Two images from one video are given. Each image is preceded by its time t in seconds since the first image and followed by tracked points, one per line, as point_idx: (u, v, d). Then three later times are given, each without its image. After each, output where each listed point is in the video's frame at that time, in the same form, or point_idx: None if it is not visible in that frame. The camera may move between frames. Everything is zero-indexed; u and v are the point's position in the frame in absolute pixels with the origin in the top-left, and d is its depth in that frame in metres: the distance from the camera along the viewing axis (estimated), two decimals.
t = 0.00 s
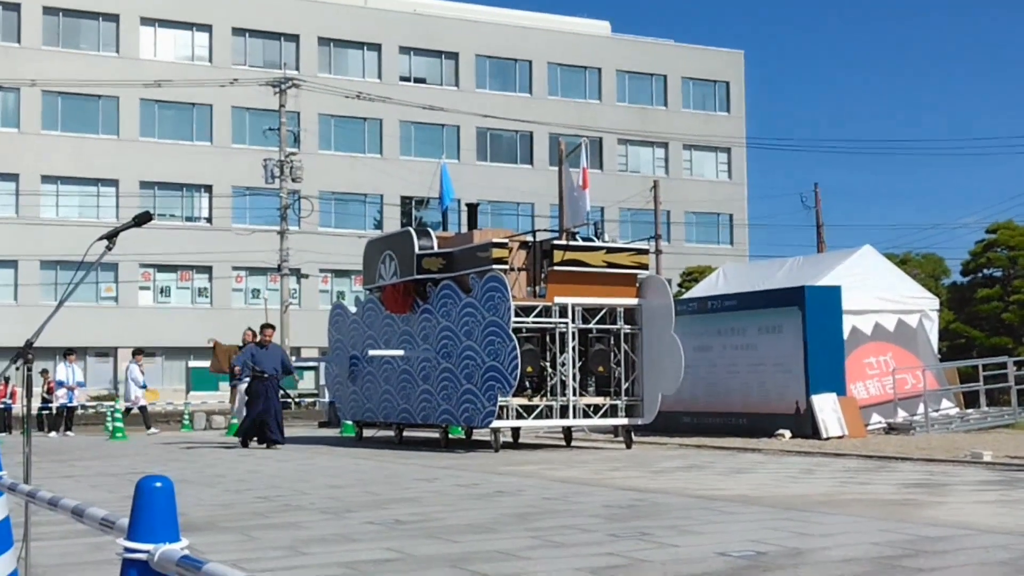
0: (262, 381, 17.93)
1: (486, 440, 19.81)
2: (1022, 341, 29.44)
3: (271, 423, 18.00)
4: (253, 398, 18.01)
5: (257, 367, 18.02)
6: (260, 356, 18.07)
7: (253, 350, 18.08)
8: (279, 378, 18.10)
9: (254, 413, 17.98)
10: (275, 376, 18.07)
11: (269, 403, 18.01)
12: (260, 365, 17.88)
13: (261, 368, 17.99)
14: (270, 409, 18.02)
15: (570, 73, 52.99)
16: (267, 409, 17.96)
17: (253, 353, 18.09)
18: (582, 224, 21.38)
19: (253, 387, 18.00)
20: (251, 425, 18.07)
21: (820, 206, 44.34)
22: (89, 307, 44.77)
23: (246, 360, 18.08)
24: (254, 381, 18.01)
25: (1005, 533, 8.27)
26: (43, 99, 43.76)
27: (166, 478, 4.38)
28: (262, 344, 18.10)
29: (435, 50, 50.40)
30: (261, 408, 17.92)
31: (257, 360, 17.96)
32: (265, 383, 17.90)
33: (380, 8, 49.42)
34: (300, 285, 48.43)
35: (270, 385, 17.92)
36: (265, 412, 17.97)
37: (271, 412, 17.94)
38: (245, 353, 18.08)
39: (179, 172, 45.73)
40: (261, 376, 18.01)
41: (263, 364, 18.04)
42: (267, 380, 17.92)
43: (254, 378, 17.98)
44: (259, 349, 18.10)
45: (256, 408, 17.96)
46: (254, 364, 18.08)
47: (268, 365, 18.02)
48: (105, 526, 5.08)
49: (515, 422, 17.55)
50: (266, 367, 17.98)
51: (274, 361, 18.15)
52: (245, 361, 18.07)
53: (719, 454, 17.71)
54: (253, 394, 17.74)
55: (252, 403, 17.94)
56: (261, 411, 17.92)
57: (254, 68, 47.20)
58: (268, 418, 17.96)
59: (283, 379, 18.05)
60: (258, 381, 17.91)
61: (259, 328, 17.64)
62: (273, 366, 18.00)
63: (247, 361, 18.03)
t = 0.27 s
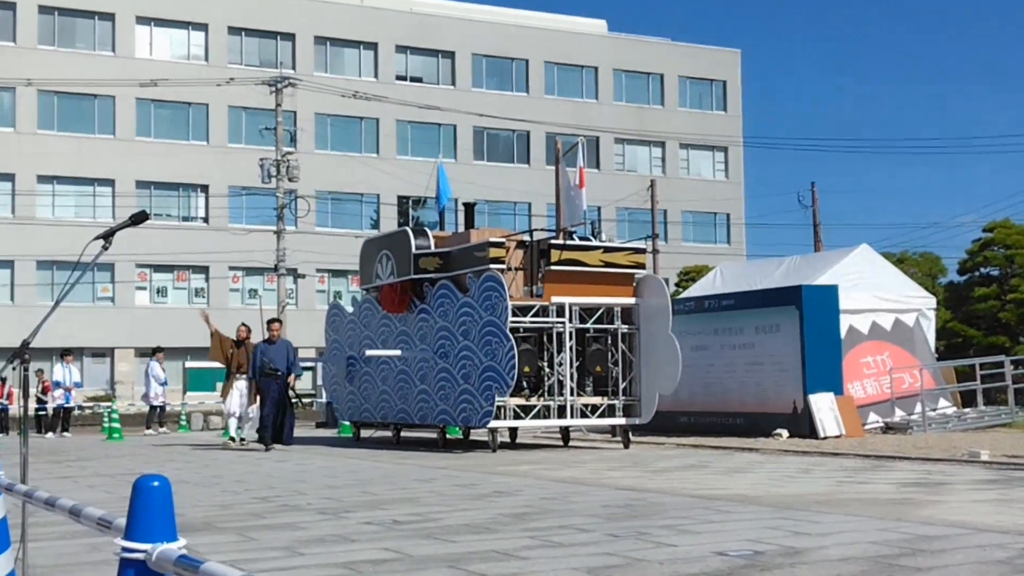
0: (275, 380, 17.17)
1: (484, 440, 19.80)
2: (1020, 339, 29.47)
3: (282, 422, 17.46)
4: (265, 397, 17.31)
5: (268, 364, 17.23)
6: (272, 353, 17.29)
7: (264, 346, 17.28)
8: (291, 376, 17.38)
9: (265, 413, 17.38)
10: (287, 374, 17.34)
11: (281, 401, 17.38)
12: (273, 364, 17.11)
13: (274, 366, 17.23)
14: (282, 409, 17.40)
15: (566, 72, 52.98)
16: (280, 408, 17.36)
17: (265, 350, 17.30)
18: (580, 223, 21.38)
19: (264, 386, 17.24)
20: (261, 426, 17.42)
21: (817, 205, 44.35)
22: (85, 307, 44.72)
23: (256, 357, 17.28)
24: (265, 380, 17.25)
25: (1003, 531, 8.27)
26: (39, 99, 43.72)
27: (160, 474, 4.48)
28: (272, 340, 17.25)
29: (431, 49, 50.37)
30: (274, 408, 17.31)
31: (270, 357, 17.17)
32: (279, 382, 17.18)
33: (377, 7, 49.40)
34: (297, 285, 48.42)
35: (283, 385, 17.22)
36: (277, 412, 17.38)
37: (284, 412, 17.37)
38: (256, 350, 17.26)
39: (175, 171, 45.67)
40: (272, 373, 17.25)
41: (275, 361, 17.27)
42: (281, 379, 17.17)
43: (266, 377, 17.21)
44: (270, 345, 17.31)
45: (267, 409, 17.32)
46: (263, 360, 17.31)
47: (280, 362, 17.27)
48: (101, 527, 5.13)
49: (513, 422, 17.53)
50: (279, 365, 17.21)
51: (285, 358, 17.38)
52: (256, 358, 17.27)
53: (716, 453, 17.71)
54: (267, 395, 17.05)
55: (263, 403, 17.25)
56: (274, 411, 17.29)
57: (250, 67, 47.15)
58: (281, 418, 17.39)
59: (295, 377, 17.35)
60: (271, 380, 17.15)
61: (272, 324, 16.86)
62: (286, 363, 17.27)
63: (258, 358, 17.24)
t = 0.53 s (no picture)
0: (280, 375, 17.11)
1: (478, 435, 19.91)
2: (1010, 336, 29.66)
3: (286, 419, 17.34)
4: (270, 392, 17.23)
5: (274, 359, 17.16)
6: (279, 347, 17.21)
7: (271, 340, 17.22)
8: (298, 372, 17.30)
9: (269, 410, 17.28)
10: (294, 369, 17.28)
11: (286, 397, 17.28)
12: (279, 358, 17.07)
13: (280, 360, 17.17)
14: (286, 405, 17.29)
15: (561, 70, 53.11)
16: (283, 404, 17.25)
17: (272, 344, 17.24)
18: (574, 221, 21.50)
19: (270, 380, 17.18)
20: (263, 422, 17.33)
21: (809, 202, 44.58)
22: (81, 303, 44.80)
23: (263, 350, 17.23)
24: (271, 373, 17.21)
25: (991, 527, 8.40)
26: (34, 95, 43.76)
27: (156, 471, 4.63)
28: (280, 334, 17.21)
29: (425, 46, 50.45)
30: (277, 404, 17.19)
31: (276, 352, 17.10)
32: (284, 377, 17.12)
33: (371, 4, 49.46)
34: (292, 281, 48.52)
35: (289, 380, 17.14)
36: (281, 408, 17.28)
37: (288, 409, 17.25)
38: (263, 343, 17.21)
39: (170, 168, 45.73)
40: (279, 368, 17.18)
41: (282, 355, 17.21)
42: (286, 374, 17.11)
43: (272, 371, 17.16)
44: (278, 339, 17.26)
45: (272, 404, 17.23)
46: (269, 356, 17.23)
47: (287, 357, 17.20)
48: (100, 522, 5.27)
49: (506, 417, 17.63)
50: (285, 359, 17.15)
51: (292, 354, 17.31)
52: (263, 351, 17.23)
53: (709, 448, 17.84)
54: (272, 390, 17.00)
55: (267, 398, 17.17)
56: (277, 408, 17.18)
57: (245, 64, 47.20)
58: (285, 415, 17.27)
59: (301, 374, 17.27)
60: (276, 374, 17.10)
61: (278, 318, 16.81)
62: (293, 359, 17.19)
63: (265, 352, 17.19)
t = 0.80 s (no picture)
0: (286, 371, 16.75)
1: (469, 430, 19.82)
2: (1002, 331, 29.65)
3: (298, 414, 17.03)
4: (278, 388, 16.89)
5: (280, 355, 16.78)
6: (284, 342, 16.81)
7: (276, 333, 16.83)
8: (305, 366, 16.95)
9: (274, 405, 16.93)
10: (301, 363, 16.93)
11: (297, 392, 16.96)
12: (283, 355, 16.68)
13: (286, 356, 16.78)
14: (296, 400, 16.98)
15: (552, 63, 53.00)
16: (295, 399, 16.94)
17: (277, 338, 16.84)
18: (566, 214, 21.36)
19: (275, 376, 16.84)
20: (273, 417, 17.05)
21: (801, 197, 44.54)
22: (70, 296, 44.59)
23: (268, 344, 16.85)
24: (278, 369, 16.85)
25: (984, 523, 8.32)
26: (23, 87, 43.54)
27: (144, 465, 4.55)
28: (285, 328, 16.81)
29: (417, 39, 50.28)
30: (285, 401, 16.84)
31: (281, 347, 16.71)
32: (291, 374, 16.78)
33: None
34: (282, 275, 48.35)
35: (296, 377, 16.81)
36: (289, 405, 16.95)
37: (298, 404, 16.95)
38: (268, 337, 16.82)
39: (160, 160, 45.51)
40: (285, 364, 16.80)
41: (288, 351, 16.81)
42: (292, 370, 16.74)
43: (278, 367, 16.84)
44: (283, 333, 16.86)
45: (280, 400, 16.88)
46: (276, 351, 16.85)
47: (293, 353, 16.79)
48: (85, 516, 5.18)
49: (497, 412, 17.54)
50: (290, 356, 16.75)
51: (299, 348, 16.92)
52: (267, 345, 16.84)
53: (700, 443, 17.76)
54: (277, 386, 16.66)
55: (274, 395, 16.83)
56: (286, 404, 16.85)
57: (235, 56, 46.98)
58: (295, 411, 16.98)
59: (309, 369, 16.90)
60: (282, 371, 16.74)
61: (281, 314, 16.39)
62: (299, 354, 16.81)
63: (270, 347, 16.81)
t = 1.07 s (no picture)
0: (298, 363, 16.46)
1: (462, 426, 19.82)
2: (994, 328, 29.73)
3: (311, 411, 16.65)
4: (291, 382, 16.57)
5: (291, 346, 16.50)
6: (294, 333, 16.59)
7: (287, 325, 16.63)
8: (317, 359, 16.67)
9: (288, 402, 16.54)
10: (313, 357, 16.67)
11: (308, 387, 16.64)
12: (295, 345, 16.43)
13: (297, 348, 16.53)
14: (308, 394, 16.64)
15: (545, 58, 52.97)
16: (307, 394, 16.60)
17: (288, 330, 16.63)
18: (559, 210, 21.36)
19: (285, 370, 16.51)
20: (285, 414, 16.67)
21: (794, 192, 44.61)
22: (61, 292, 44.52)
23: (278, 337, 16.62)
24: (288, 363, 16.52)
25: (976, 518, 8.34)
26: (15, 82, 43.44)
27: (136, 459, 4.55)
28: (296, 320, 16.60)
29: (410, 34, 50.21)
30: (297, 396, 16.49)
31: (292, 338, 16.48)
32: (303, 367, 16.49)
33: None
34: (274, 270, 48.31)
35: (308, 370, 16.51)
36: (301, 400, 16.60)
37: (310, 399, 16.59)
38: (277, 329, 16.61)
39: (152, 156, 45.43)
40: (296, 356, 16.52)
41: (298, 343, 16.57)
42: (304, 362, 16.46)
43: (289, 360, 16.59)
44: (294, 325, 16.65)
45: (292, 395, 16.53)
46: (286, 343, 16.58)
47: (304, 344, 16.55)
48: (75, 511, 5.17)
49: (490, 408, 17.53)
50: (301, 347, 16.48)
51: (310, 340, 16.66)
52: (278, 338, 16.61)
53: (693, 439, 17.77)
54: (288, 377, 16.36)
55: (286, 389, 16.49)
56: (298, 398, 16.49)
57: (228, 51, 46.86)
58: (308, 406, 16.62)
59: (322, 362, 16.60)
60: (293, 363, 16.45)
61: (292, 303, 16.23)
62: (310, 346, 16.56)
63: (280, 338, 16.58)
